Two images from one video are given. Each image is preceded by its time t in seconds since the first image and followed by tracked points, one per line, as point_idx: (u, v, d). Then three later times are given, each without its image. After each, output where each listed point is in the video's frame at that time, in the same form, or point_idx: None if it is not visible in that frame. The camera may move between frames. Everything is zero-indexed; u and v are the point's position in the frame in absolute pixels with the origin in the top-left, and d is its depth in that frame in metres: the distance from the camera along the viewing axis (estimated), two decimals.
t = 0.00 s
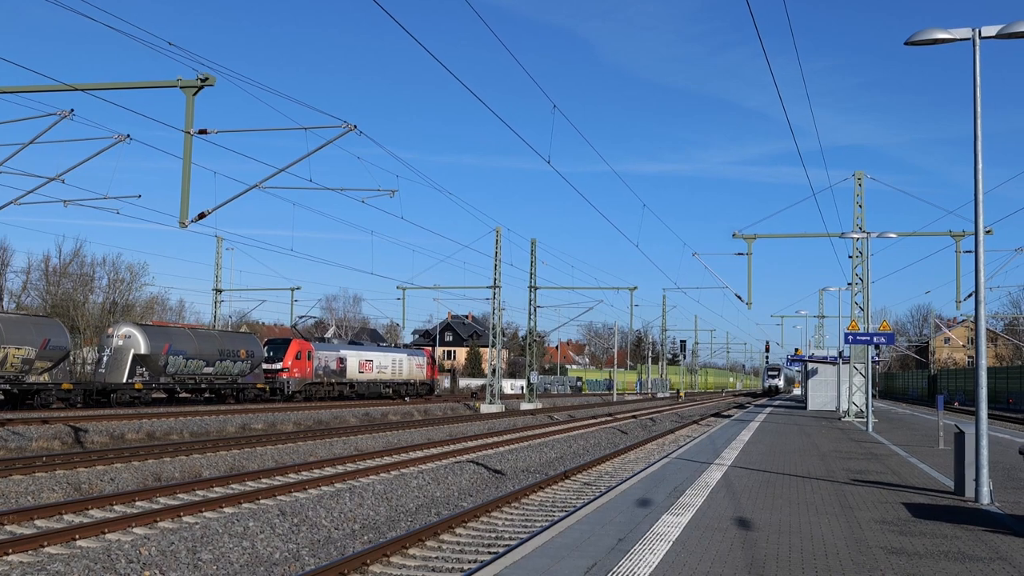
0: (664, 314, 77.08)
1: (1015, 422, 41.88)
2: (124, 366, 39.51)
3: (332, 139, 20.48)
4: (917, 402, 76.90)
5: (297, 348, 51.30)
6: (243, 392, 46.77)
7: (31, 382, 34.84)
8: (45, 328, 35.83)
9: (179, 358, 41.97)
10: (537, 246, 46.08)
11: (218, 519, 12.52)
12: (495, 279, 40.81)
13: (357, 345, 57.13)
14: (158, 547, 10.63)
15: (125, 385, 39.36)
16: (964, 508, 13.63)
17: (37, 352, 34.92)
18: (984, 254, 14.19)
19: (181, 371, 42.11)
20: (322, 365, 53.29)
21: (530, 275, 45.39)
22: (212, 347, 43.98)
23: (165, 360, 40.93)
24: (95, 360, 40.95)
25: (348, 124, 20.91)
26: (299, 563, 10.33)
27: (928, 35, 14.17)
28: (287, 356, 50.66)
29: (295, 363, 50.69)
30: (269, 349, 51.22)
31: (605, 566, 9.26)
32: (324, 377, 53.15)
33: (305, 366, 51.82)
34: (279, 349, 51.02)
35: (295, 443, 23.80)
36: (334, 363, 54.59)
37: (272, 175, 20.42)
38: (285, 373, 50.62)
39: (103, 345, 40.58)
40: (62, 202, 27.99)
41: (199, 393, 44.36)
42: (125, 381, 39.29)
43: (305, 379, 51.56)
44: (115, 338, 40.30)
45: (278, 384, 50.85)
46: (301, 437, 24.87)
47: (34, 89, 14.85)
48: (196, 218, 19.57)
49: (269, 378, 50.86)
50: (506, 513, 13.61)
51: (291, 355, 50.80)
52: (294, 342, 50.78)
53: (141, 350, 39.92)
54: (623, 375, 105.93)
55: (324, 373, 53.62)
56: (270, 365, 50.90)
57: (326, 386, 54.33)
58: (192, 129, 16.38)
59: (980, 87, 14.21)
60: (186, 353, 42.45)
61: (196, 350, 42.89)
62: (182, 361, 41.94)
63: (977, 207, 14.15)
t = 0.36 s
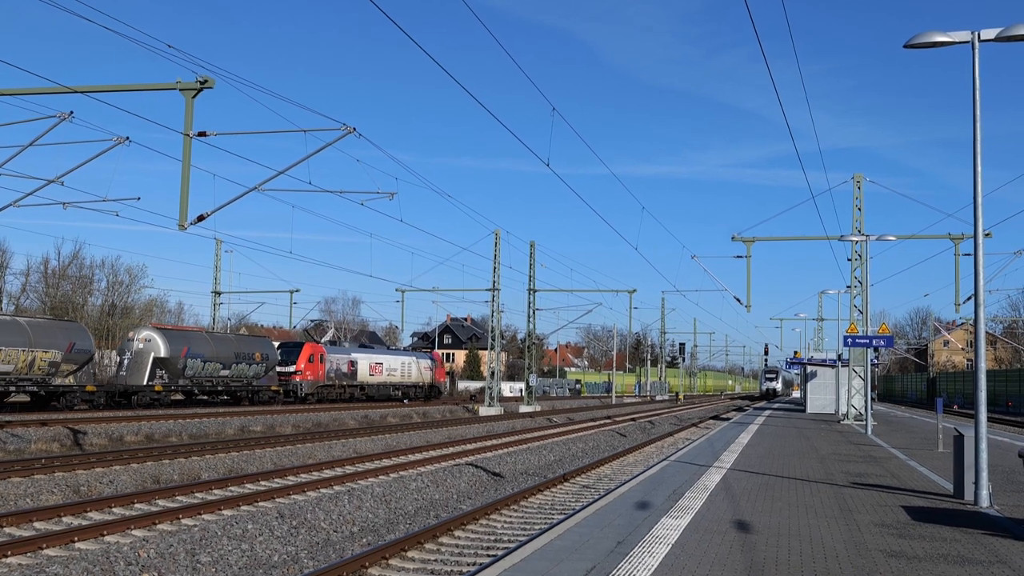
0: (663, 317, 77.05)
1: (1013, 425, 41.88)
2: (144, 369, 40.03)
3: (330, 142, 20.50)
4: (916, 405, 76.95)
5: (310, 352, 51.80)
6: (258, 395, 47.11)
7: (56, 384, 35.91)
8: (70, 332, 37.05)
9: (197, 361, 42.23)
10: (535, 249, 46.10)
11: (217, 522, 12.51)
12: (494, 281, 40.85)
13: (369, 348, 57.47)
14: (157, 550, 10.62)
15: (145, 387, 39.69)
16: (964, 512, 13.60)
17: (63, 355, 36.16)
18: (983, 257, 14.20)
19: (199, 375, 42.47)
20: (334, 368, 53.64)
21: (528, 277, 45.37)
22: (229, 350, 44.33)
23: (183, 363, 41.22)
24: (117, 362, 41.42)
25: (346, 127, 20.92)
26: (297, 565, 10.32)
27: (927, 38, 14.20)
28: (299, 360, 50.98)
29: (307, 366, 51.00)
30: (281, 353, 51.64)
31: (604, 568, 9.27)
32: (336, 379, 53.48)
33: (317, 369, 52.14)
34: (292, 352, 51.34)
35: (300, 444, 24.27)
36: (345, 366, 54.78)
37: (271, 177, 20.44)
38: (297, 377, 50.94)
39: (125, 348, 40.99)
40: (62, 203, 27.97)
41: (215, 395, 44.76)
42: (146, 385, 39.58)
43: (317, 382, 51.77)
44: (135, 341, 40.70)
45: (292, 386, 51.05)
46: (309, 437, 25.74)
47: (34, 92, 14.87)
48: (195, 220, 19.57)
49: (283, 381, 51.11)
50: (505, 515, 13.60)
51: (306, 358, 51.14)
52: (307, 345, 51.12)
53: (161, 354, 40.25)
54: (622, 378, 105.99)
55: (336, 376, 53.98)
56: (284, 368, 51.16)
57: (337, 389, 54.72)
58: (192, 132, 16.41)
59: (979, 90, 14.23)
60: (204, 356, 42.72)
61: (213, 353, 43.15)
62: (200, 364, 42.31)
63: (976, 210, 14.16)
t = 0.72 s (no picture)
0: (663, 317, 77.01)
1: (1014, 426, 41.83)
2: (166, 370, 40.77)
3: (330, 143, 20.51)
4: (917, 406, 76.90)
5: (324, 352, 52.16)
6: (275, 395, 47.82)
7: (83, 385, 36.59)
8: (95, 334, 37.68)
9: (216, 362, 43.00)
10: (536, 250, 46.09)
11: (218, 523, 12.51)
12: (495, 282, 40.85)
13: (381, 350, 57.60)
14: (158, 550, 10.63)
15: (166, 388, 40.36)
16: (965, 513, 13.60)
17: (89, 357, 36.67)
18: (984, 259, 14.20)
19: (218, 376, 43.24)
20: (347, 369, 53.91)
21: (529, 278, 45.36)
22: (246, 351, 45.14)
23: (202, 364, 41.94)
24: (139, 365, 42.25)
25: (347, 127, 20.92)
26: (298, 567, 10.33)
27: (928, 39, 14.21)
28: (314, 360, 51.35)
29: (322, 367, 51.37)
30: (296, 354, 51.87)
31: (605, 569, 9.27)
32: (349, 380, 53.75)
33: (331, 369, 52.59)
34: (306, 353, 51.72)
35: (302, 444, 24.42)
36: (358, 367, 55.01)
37: (272, 178, 20.43)
38: (312, 378, 51.32)
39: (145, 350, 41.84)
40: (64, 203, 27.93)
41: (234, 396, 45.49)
42: (167, 385, 40.29)
43: (332, 382, 52.01)
44: (155, 343, 41.51)
45: (307, 387, 51.42)
46: (314, 437, 26.06)
47: (35, 92, 14.89)
48: (196, 221, 19.57)
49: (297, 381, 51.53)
50: (506, 516, 13.60)
51: (319, 359, 51.47)
52: (321, 347, 51.39)
53: (181, 355, 41.04)
54: (623, 379, 106.03)
55: (347, 377, 54.28)
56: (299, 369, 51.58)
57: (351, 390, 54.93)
58: (192, 132, 16.43)
59: (980, 91, 14.23)
60: (222, 358, 43.50)
61: (231, 355, 43.99)
62: (219, 366, 43.11)
63: (977, 211, 14.16)
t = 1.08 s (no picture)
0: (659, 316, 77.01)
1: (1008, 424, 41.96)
2: (180, 369, 41.66)
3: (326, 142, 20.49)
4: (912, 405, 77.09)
5: (333, 352, 52.65)
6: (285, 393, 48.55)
7: (102, 384, 37.25)
8: (115, 334, 38.35)
9: (229, 361, 43.77)
10: (532, 249, 46.12)
11: (213, 521, 12.49)
12: (492, 281, 40.86)
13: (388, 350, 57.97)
14: (153, 549, 10.61)
15: (181, 386, 41.36)
16: (959, 512, 13.61)
17: (108, 356, 37.40)
18: (980, 259, 14.20)
19: (231, 375, 43.95)
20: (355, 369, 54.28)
21: (526, 277, 45.36)
22: (258, 351, 45.77)
23: (216, 364, 42.76)
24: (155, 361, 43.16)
25: (343, 125, 20.87)
26: (293, 565, 10.32)
27: (924, 39, 14.21)
28: (322, 360, 51.76)
29: (331, 367, 51.77)
30: (305, 354, 52.27)
31: (600, 568, 9.26)
32: (358, 379, 54.18)
33: (340, 369, 53.01)
34: (315, 353, 52.13)
35: (294, 443, 24.10)
36: (365, 366, 55.24)
37: (268, 176, 20.44)
38: (321, 376, 51.72)
39: (161, 348, 42.74)
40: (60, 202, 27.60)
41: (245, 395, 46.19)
42: (182, 384, 41.23)
43: (340, 382, 52.44)
44: (171, 342, 42.36)
45: (316, 386, 51.84)
46: (301, 437, 25.43)
47: (30, 90, 14.85)
48: (192, 219, 19.52)
49: (306, 380, 51.86)
50: (501, 515, 13.59)
51: (328, 358, 51.86)
52: (329, 346, 51.91)
53: (196, 355, 41.86)
54: (619, 378, 106.19)
55: (355, 376, 54.65)
56: (308, 369, 52.04)
57: (358, 388, 55.39)
58: (188, 130, 16.41)
59: (976, 91, 14.25)
60: (235, 357, 44.22)
61: (245, 354, 44.67)
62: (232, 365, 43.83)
63: (973, 211, 14.18)
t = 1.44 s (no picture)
0: (654, 316, 77.04)
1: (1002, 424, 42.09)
2: (194, 368, 42.15)
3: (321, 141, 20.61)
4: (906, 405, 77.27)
5: (340, 352, 52.87)
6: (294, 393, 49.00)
7: (120, 383, 37.90)
8: (132, 334, 38.90)
9: (241, 361, 44.40)
10: (527, 249, 46.15)
11: (207, 521, 12.48)
12: (487, 280, 40.86)
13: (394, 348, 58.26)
14: (147, 548, 10.60)
15: (195, 386, 41.96)
16: (953, 512, 13.65)
17: (126, 356, 37.97)
18: (974, 259, 14.24)
19: (242, 375, 44.52)
20: (361, 368, 54.55)
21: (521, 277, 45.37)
22: (268, 350, 46.41)
23: (229, 363, 43.41)
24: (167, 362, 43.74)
25: (337, 125, 20.93)
26: (288, 565, 10.31)
27: (919, 39, 14.25)
28: (330, 360, 51.87)
29: (339, 367, 51.94)
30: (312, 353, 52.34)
31: (595, 568, 9.28)
32: (364, 379, 54.46)
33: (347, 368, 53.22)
34: (322, 352, 52.22)
35: (288, 443, 24.00)
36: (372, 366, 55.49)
37: (263, 175, 20.58)
38: (330, 376, 51.88)
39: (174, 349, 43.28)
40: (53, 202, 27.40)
41: (255, 394, 46.73)
42: (196, 383, 41.82)
43: (347, 381, 52.68)
44: (184, 343, 42.97)
45: (324, 385, 52.17)
46: (296, 437, 25.33)
47: (24, 89, 14.83)
48: (187, 218, 19.52)
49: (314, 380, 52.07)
50: (496, 515, 13.59)
51: (335, 358, 52.02)
52: (337, 346, 52.06)
53: (209, 354, 42.48)
54: (614, 377, 106.33)
55: (362, 376, 54.94)
56: (316, 368, 52.26)
57: (364, 388, 55.59)
58: (183, 129, 16.39)
59: (970, 91, 14.29)
60: (246, 357, 44.86)
61: (255, 354, 45.33)
62: (243, 365, 44.44)
63: (967, 212, 14.21)
